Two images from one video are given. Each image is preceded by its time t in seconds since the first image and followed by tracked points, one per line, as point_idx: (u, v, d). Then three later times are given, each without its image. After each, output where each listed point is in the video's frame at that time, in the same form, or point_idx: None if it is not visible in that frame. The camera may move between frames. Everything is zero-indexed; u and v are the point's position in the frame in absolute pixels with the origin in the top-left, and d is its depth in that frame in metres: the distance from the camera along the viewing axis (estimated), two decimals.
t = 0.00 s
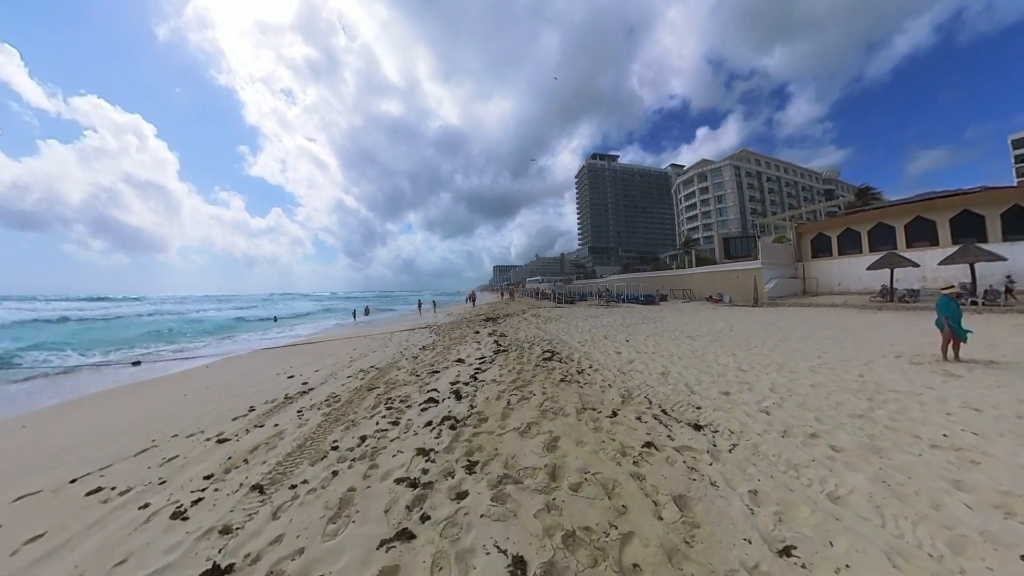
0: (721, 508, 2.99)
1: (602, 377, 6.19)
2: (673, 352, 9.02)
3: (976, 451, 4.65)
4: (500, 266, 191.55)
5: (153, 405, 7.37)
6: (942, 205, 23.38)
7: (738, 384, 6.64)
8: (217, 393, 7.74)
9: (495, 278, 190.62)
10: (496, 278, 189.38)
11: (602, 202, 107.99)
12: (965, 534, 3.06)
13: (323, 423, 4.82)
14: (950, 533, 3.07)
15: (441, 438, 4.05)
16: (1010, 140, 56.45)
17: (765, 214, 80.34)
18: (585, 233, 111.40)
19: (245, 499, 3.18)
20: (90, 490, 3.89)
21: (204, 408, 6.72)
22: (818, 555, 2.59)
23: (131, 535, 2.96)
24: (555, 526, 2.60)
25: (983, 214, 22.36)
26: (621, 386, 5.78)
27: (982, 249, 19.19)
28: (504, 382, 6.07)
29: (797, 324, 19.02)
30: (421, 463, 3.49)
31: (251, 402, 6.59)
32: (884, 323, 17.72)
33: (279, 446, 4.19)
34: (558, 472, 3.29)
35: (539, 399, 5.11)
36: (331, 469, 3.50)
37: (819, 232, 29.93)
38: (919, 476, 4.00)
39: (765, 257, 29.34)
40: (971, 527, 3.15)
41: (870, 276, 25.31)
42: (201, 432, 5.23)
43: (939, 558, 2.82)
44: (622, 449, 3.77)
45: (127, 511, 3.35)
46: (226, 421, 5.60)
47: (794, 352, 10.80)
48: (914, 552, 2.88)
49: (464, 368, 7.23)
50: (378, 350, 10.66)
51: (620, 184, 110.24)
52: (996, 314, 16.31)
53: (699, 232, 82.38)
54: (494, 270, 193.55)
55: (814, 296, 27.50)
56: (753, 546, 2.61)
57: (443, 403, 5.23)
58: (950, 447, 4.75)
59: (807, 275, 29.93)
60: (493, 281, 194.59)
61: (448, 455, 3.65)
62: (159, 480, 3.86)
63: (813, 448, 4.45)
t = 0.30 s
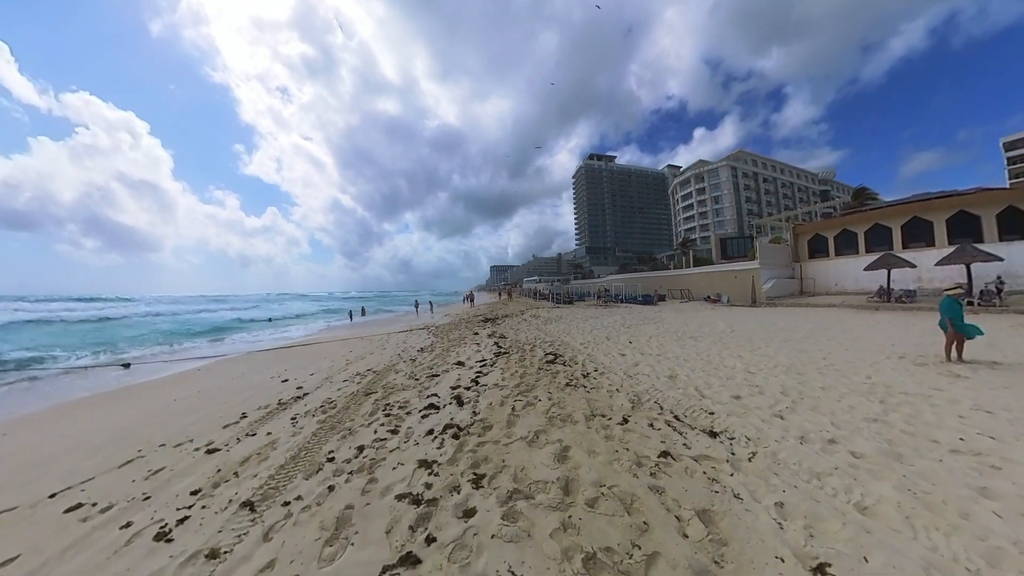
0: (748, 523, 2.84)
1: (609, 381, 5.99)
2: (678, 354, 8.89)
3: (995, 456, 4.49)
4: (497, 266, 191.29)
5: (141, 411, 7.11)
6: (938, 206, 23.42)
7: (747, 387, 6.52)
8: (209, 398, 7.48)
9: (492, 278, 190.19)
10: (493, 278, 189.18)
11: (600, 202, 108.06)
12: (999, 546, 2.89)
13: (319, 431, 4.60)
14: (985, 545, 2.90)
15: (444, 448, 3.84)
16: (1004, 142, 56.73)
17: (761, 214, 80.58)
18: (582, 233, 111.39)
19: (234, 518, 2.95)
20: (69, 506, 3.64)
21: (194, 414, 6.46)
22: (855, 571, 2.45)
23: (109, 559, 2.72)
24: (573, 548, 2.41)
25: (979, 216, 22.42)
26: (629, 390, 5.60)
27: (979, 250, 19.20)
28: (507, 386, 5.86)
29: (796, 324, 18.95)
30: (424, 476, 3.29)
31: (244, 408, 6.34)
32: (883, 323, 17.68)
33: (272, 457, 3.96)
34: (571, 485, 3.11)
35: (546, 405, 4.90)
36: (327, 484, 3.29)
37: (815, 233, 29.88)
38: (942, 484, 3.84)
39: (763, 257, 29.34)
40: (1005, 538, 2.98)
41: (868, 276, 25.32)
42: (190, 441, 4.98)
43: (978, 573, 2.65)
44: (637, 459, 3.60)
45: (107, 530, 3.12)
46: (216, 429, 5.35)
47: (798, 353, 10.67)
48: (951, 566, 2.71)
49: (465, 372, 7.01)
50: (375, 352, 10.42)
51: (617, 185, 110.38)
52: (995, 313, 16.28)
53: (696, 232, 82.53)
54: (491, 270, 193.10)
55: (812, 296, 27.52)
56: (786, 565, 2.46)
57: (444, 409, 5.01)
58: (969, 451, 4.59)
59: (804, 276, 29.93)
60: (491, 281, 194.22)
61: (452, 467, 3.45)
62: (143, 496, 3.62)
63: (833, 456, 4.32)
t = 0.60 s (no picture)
0: (773, 534, 2.71)
1: (616, 384, 5.85)
2: (682, 355, 8.75)
3: (1015, 459, 4.35)
4: (495, 266, 191.08)
5: (133, 415, 6.91)
6: (936, 207, 23.42)
7: (756, 390, 6.39)
8: (203, 402, 7.29)
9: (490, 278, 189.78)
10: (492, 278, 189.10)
11: (598, 202, 108.06)
12: None
13: (315, 437, 4.42)
14: (1019, 554, 2.75)
15: (447, 456, 3.68)
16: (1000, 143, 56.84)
17: (759, 215, 80.65)
18: (581, 233, 111.32)
19: (225, 534, 2.78)
20: (51, 520, 3.47)
21: (187, 419, 6.28)
22: None
23: None
24: (591, 566, 2.26)
25: (977, 216, 22.41)
26: (637, 393, 5.47)
27: (977, 250, 19.16)
28: (511, 389, 5.69)
29: (797, 324, 18.86)
30: (426, 487, 3.12)
31: (238, 413, 6.15)
32: (883, 323, 17.57)
33: (266, 467, 3.79)
34: (584, 496, 2.95)
35: (552, 409, 4.73)
36: (324, 496, 3.12)
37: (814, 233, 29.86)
38: (966, 488, 3.70)
39: (762, 257, 29.30)
40: None
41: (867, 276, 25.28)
42: (180, 449, 4.80)
43: None
44: (651, 467, 3.46)
45: (89, 547, 2.94)
46: (208, 437, 5.16)
47: (802, 354, 10.54)
48: None
49: (466, 375, 6.83)
50: (374, 353, 10.24)
51: (615, 185, 110.41)
52: (995, 313, 16.22)
53: (695, 232, 82.57)
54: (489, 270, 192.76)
55: (811, 296, 27.45)
56: None
57: (446, 414, 4.85)
58: (988, 455, 4.45)
59: (803, 276, 29.86)
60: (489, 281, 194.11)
61: (456, 476, 3.29)
62: (130, 510, 3.44)
63: (852, 461, 4.20)
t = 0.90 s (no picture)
0: (808, 544, 2.59)
1: (626, 385, 5.68)
2: (690, 355, 8.59)
3: None
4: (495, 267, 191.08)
5: (126, 418, 6.73)
6: (937, 206, 23.32)
7: (770, 390, 6.24)
8: (198, 404, 7.12)
9: (490, 278, 189.56)
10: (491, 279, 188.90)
11: (598, 202, 107.97)
12: None
13: (314, 443, 4.24)
14: None
15: (454, 463, 3.50)
16: (1000, 143, 56.80)
17: (759, 215, 80.58)
18: (580, 233, 111.15)
19: (219, 551, 2.64)
20: (35, 533, 3.32)
21: (182, 422, 6.09)
22: None
23: None
24: None
25: (978, 216, 22.32)
26: (649, 394, 5.32)
27: (980, 249, 19.01)
28: (518, 391, 5.51)
29: (800, 323, 18.72)
30: (434, 498, 2.96)
31: (234, 416, 5.96)
32: (887, 323, 17.39)
33: (262, 477, 3.63)
34: (604, 506, 2.79)
35: (562, 411, 4.55)
36: (324, 509, 2.97)
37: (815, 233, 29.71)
38: (997, 490, 3.52)
39: (764, 257, 29.16)
40: None
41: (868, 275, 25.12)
42: (173, 455, 4.63)
43: None
44: (672, 473, 3.32)
45: (73, 564, 2.79)
46: (203, 441, 4.97)
47: (809, 354, 10.38)
48: None
49: (470, 376, 6.64)
50: (374, 354, 10.04)
51: (614, 185, 110.39)
52: (998, 312, 16.09)
53: (694, 232, 82.54)
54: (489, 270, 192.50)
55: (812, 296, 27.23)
56: None
57: (451, 417, 4.66)
58: (1014, 455, 4.28)
59: (804, 276, 29.68)
60: (489, 281, 193.96)
61: (464, 485, 3.12)
62: (119, 523, 3.30)
63: (876, 463, 4.05)
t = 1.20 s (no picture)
0: (849, 556, 2.46)
1: (638, 388, 5.51)
2: (699, 356, 8.43)
3: None
4: (495, 267, 190.95)
5: (120, 421, 6.57)
6: (940, 205, 23.08)
7: (786, 392, 6.13)
8: (194, 406, 6.94)
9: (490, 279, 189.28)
10: (491, 279, 188.73)
11: (598, 202, 107.82)
12: None
13: (312, 449, 4.05)
14: None
15: (460, 472, 3.30)
16: (1002, 142, 56.48)
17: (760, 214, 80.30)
18: (580, 233, 110.90)
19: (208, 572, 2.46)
20: (15, 548, 3.14)
21: (177, 425, 5.90)
22: None
23: None
24: None
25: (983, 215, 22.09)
26: (663, 397, 5.19)
27: (985, 249, 18.71)
28: (524, 393, 5.30)
29: (804, 323, 18.52)
30: (440, 511, 2.76)
31: (230, 420, 5.76)
32: (892, 323, 17.14)
33: (257, 487, 3.44)
34: (627, 519, 2.62)
35: (573, 416, 4.35)
36: (322, 523, 2.77)
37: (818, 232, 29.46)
38: None
39: (766, 256, 28.95)
40: None
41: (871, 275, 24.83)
42: (165, 462, 4.45)
43: None
44: (697, 482, 3.21)
45: None
46: (196, 447, 4.77)
47: (819, 354, 10.17)
48: None
49: (474, 377, 6.43)
50: (374, 354, 9.83)
51: (615, 184, 110.19)
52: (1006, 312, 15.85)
53: (695, 232, 82.37)
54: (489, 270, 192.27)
55: (814, 296, 26.84)
56: None
57: (456, 422, 4.45)
58: None
59: (806, 276, 29.41)
60: (489, 281, 193.86)
61: (472, 497, 2.92)
62: (105, 537, 3.12)
63: (904, 468, 3.86)
